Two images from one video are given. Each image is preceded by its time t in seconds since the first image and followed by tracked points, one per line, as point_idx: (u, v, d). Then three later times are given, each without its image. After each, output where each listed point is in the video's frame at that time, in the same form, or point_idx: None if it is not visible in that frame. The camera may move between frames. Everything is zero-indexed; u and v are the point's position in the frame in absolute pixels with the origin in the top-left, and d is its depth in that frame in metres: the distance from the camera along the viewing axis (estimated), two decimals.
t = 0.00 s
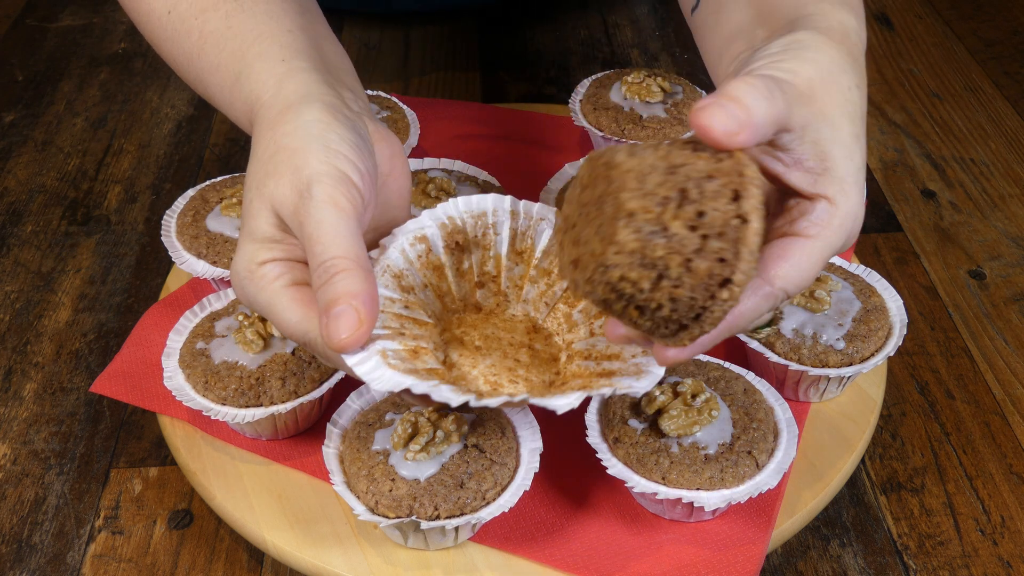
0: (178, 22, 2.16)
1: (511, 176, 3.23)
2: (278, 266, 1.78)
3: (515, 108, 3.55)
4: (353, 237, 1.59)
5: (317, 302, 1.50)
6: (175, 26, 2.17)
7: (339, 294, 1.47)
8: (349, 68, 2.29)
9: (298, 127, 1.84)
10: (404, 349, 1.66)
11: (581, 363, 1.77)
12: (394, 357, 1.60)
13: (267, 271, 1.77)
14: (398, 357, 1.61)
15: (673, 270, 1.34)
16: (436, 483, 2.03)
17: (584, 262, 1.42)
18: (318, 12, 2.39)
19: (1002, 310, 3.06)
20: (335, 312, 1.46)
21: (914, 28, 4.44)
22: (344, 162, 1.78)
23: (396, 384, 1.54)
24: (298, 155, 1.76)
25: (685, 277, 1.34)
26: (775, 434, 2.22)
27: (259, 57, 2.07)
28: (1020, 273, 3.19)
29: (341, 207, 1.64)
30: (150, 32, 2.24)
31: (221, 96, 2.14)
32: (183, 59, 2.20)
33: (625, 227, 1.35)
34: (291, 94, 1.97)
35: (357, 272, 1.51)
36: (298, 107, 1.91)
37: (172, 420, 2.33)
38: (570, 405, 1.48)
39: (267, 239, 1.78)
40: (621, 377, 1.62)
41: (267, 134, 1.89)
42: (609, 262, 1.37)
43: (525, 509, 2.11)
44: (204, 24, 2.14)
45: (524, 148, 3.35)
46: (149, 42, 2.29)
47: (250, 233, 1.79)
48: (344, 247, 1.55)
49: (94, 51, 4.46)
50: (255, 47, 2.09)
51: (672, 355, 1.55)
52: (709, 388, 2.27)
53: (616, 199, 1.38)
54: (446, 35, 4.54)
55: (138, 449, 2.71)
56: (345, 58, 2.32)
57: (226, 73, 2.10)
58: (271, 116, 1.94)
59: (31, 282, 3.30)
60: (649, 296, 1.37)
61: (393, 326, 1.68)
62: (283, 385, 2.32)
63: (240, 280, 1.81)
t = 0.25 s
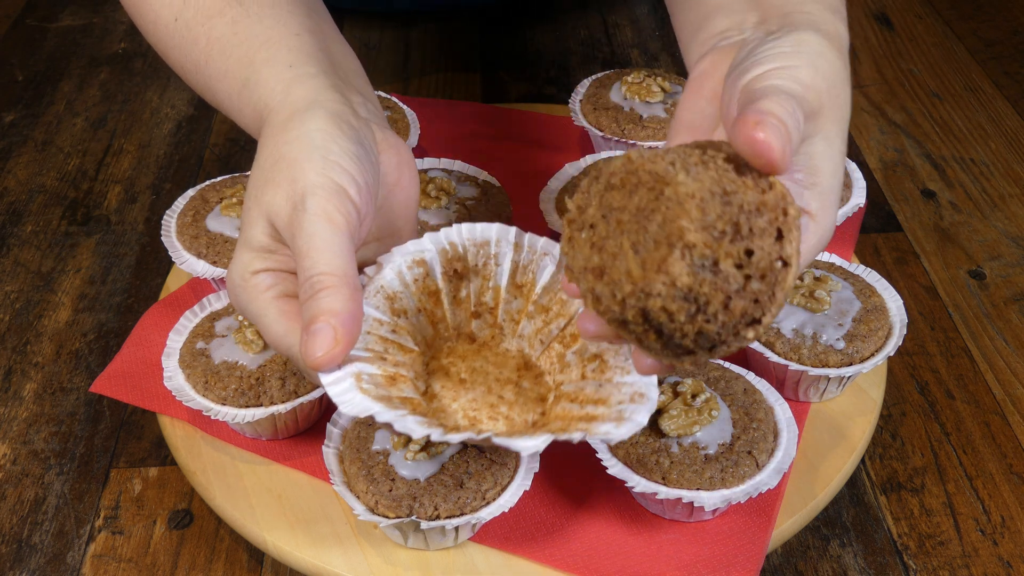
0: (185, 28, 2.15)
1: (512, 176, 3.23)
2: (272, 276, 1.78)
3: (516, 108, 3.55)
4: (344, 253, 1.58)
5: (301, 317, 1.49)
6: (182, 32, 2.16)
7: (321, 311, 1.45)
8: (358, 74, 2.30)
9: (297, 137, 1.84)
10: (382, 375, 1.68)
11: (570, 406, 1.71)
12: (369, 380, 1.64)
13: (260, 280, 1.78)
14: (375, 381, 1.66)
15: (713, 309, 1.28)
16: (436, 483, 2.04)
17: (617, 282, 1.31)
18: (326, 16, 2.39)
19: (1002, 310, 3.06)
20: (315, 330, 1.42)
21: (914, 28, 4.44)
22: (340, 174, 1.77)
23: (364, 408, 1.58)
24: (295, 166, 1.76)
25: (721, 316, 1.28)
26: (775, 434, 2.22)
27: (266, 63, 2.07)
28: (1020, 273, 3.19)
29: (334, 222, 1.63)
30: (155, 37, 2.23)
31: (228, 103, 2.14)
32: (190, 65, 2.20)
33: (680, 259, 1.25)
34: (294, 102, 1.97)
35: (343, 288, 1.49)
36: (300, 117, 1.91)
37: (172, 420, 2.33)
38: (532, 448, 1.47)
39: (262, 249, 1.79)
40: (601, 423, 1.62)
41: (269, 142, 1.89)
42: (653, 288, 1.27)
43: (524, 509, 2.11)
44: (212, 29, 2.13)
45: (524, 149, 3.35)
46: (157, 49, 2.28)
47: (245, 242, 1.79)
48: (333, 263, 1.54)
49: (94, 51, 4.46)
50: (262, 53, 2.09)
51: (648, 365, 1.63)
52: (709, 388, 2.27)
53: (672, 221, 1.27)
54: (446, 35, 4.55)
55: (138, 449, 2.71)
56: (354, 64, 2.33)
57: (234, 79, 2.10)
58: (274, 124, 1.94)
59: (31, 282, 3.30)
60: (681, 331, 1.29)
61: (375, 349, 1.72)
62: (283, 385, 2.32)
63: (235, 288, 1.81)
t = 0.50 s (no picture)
0: (193, 36, 2.14)
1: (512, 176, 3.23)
2: (271, 285, 1.77)
3: (515, 109, 3.55)
4: (342, 266, 1.56)
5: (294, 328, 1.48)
6: (188, 41, 2.16)
7: (314, 323, 1.44)
8: (369, 83, 2.30)
9: (303, 146, 1.84)
10: (370, 392, 1.65)
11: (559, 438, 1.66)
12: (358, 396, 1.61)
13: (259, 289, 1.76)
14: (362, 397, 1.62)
15: (729, 382, 1.24)
16: (436, 483, 2.03)
17: (629, 365, 1.26)
18: (335, 23, 2.39)
19: (1002, 310, 3.06)
20: (304, 340, 1.42)
21: (914, 28, 4.44)
22: (344, 185, 1.77)
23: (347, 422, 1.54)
24: (299, 176, 1.75)
25: (733, 388, 1.25)
26: (775, 434, 2.22)
27: (275, 71, 2.07)
28: (1020, 273, 3.19)
29: (333, 234, 1.62)
30: (161, 46, 2.23)
31: (237, 111, 2.15)
32: (198, 74, 2.19)
33: (699, 343, 1.20)
34: (302, 111, 1.98)
35: (337, 302, 1.48)
36: (307, 126, 1.91)
37: (172, 420, 2.33)
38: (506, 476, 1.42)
39: (263, 258, 1.78)
40: (587, 459, 1.54)
41: (275, 150, 1.89)
42: (670, 372, 1.22)
43: (525, 509, 2.11)
44: (219, 37, 2.12)
45: (524, 148, 3.35)
46: (163, 58, 2.28)
47: (247, 250, 1.79)
48: (330, 276, 1.53)
49: (94, 51, 4.46)
50: (272, 61, 2.09)
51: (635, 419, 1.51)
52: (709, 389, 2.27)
53: (687, 302, 1.21)
54: (446, 35, 4.55)
55: (138, 449, 2.71)
56: (363, 72, 2.33)
57: (243, 88, 2.10)
58: (281, 133, 1.94)
59: (31, 282, 3.30)
60: (696, 406, 1.26)
61: (367, 365, 1.70)
62: (283, 385, 2.32)
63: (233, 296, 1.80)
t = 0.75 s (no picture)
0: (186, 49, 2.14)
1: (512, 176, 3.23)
2: (249, 300, 1.77)
3: (515, 109, 3.55)
4: (317, 286, 1.58)
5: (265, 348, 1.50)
6: (183, 53, 2.16)
7: (283, 342, 1.46)
8: (363, 95, 2.31)
9: (287, 161, 1.85)
10: (338, 412, 1.60)
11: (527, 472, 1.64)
12: (325, 415, 1.56)
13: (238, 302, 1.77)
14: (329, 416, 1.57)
15: (698, 424, 1.24)
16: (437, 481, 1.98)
17: (591, 415, 1.25)
18: (330, 33, 2.38)
19: (1002, 310, 3.06)
20: (274, 358, 1.45)
21: (915, 28, 4.44)
22: (326, 202, 1.77)
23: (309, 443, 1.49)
24: (281, 192, 1.76)
25: (705, 429, 1.25)
26: (775, 434, 2.22)
27: (266, 84, 2.07)
28: (1020, 273, 3.18)
29: (311, 253, 1.63)
30: (157, 57, 2.24)
31: (230, 125, 2.17)
32: (193, 86, 2.20)
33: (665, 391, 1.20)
34: (290, 125, 1.98)
35: (307, 324, 1.50)
36: (294, 140, 1.91)
37: (172, 420, 2.33)
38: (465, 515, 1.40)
39: (243, 272, 1.79)
40: (550, 498, 1.53)
41: (262, 164, 1.90)
42: (636, 422, 1.21)
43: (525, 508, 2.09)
44: (213, 50, 2.12)
45: (524, 148, 3.35)
46: (159, 69, 2.29)
47: (228, 263, 1.80)
48: (303, 296, 1.54)
49: (94, 51, 4.46)
50: (262, 74, 2.08)
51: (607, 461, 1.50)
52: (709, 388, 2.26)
53: (649, 346, 1.21)
54: (446, 35, 4.55)
55: (138, 449, 2.71)
56: (357, 84, 2.33)
57: (235, 102, 2.11)
58: (268, 147, 1.95)
59: (31, 282, 3.30)
60: (665, 450, 1.25)
61: (338, 385, 1.66)
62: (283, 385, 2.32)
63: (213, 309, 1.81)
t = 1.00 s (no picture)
0: (177, 51, 2.15)
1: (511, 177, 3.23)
2: (230, 303, 1.76)
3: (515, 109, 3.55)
4: (297, 289, 1.57)
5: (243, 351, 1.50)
6: (173, 55, 2.16)
7: (262, 347, 1.46)
8: (353, 100, 2.32)
9: (271, 164, 1.85)
10: (315, 418, 1.59)
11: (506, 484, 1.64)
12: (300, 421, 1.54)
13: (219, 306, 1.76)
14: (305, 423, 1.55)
15: (687, 439, 1.24)
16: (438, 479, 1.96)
17: (579, 428, 1.24)
18: (321, 38, 2.39)
19: (1002, 310, 3.06)
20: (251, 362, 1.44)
21: (915, 28, 4.44)
22: (309, 205, 1.77)
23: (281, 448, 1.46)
24: (264, 195, 1.76)
25: (693, 444, 1.25)
26: (775, 434, 2.22)
27: (253, 87, 2.07)
28: (1020, 273, 3.18)
29: (292, 256, 1.62)
30: (148, 60, 2.23)
31: (217, 127, 2.17)
32: (182, 90, 2.20)
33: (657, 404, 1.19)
34: (276, 127, 1.98)
35: (287, 327, 1.49)
36: (279, 143, 1.91)
37: (172, 419, 2.33)
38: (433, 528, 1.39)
39: (224, 275, 1.78)
40: (525, 515, 1.51)
41: (246, 166, 1.90)
42: (625, 436, 1.21)
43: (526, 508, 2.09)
44: (201, 51, 2.12)
45: (523, 148, 3.35)
46: (150, 72, 2.29)
47: (210, 266, 1.79)
48: (283, 299, 1.54)
49: (94, 51, 4.46)
50: (249, 76, 2.08)
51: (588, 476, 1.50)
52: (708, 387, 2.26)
53: (643, 357, 1.21)
54: (446, 35, 4.55)
55: (138, 449, 2.71)
56: (347, 89, 2.34)
57: (222, 104, 2.10)
58: (253, 149, 1.95)
59: (31, 282, 3.29)
60: (653, 464, 1.25)
61: (316, 391, 1.66)
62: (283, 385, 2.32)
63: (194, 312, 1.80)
